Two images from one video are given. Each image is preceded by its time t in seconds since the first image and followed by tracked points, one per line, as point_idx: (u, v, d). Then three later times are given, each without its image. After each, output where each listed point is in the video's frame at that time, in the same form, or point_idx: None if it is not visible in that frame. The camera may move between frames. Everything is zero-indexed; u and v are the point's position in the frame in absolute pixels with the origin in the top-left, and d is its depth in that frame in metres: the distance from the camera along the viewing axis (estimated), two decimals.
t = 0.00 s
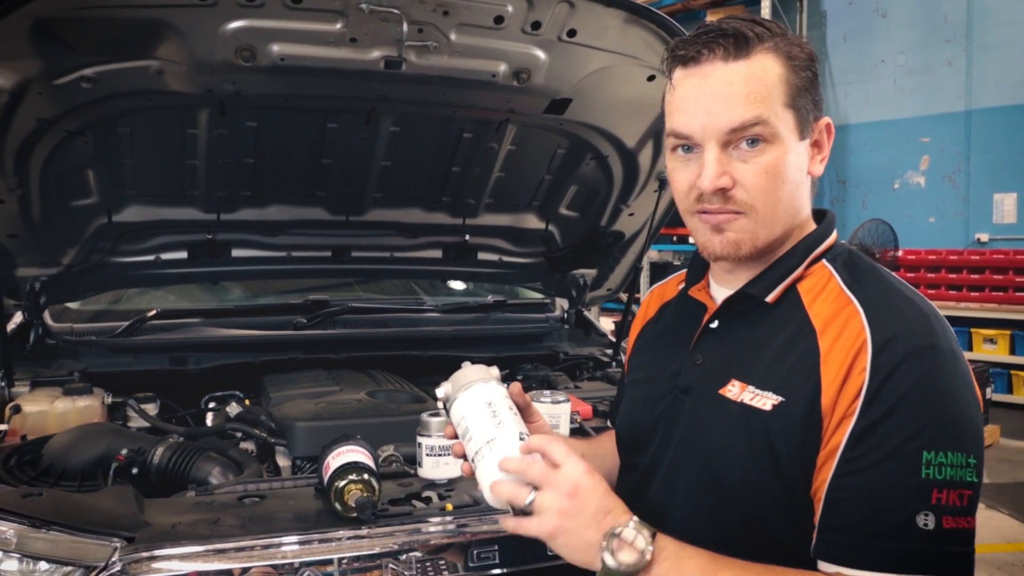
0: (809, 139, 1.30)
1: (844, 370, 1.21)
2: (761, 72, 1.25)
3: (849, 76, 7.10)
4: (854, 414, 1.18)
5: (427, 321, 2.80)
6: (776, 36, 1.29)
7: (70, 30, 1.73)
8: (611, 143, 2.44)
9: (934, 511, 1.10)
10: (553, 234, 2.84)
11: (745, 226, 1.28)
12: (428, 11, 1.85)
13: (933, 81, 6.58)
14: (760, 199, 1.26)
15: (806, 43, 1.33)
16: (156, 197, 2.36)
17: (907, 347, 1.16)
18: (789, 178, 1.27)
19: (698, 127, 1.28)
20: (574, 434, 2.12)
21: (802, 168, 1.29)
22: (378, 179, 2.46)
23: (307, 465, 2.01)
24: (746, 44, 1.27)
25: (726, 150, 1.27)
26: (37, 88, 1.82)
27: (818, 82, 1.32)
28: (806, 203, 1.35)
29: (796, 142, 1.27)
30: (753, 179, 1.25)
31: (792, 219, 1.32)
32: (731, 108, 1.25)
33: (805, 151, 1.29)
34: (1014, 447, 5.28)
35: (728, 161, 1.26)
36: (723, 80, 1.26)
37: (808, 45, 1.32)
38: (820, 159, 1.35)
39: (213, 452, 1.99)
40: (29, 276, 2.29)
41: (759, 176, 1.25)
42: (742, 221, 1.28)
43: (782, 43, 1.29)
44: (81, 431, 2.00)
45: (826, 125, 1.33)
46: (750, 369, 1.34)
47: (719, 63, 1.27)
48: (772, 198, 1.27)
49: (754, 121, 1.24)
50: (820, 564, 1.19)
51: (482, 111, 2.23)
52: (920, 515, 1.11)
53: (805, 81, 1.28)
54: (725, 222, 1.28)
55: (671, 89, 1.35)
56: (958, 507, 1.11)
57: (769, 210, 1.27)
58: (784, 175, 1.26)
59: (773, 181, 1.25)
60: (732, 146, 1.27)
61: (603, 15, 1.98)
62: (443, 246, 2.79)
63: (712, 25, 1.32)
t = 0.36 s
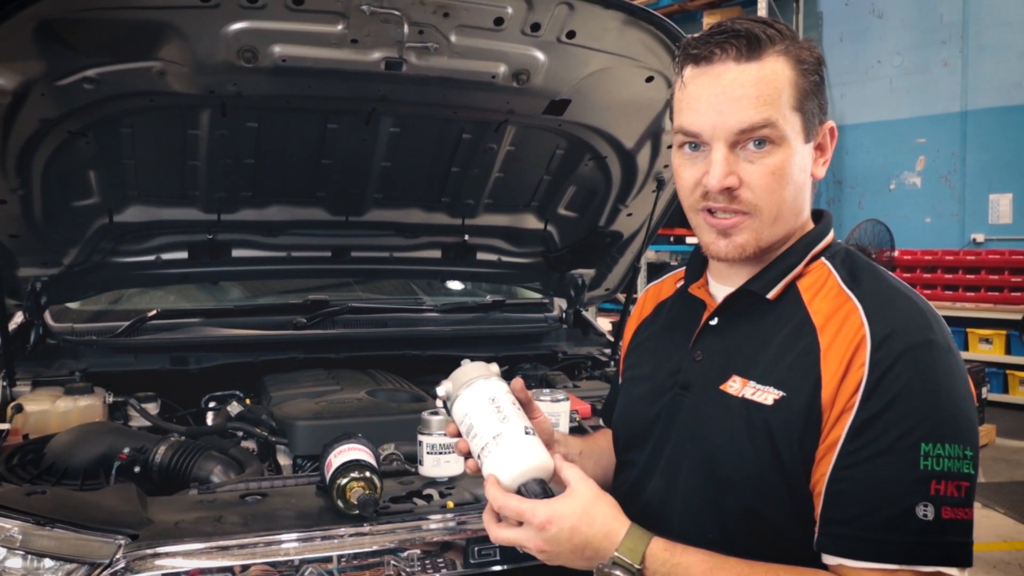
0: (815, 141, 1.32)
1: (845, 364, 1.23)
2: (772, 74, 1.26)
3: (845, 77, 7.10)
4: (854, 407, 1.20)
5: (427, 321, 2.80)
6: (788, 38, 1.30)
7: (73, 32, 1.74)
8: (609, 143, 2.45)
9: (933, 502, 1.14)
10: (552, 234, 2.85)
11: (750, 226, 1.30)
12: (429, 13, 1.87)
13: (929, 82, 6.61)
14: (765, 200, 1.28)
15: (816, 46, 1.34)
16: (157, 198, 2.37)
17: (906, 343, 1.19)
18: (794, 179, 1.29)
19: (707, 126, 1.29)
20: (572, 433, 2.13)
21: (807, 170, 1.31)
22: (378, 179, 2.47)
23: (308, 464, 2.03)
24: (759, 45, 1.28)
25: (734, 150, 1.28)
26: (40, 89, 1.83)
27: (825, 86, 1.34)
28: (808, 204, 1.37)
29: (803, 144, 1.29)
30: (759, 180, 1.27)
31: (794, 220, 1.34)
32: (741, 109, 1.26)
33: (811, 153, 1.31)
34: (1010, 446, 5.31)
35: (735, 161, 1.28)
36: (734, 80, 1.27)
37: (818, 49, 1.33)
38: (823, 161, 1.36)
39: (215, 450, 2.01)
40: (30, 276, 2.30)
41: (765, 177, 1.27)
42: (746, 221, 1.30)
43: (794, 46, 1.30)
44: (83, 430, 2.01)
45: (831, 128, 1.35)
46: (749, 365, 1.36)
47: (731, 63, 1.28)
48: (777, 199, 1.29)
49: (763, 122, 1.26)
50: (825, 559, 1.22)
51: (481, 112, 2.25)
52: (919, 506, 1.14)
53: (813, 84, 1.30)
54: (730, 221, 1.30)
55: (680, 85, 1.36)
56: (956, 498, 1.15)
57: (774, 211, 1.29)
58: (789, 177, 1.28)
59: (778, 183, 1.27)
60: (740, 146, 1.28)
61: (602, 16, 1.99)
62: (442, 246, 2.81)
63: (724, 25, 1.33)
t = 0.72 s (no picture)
0: (806, 147, 1.33)
1: (839, 364, 1.25)
2: (761, 81, 1.28)
3: (841, 78, 7.14)
4: (848, 408, 1.23)
5: (424, 321, 2.82)
6: (782, 45, 1.32)
7: (72, 36, 1.76)
8: (604, 145, 2.47)
9: (925, 500, 1.17)
10: (548, 235, 2.86)
11: (736, 229, 1.32)
12: (425, 17, 1.89)
13: (924, 83, 6.64)
14: (751, 205, 1.30)
15: (813, 53, 1.35)
16: (156, 200, 2.38)
17: (899, 344, 1.22)
18: (782, 184, 1.30)
19: (696, 130, 1.31)
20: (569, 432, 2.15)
21: (797, 176, 1.32)
22: (376, 181, 2.48)
23: (306, 464, 2.04)
24: (751, 52, 1.30)
25: (723, 154, 1.30)
26: (40, 92, 1.85)
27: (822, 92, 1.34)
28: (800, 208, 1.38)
29: (792, 150, 1.31)
30: (746, 184, 1.29)
31: (784, 224, 1.36)
32: (729, 115, 1.28)
33: (801, 159, 1.32)
34: (1005, 446, 5.33)
35: (722, 165, 1.30)
36: (724, 86, 1.29)
37: (813, 56, 1.34)
38: (817, 167, 1.37)
39: (213, 451, 2.02)
40: (30, 277, 2.31)
41: (751, 182, 1.29)
42: (733, 224, 1.32)
43: (787, 53, 1.31)
44: (82, 431, 2.02)
45: (825, 134, 1.36)
46: (745, 364, 1.37)
47: (721, 70, 1.30)
48: (764, 203, 1.30)
49: (750, 128, 1.27)
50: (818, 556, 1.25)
51: (478, 114, 2.27)
52: (912, 504, 1.17)
53: (806, 91, 1.30)
54: (717, 224, 1.33)
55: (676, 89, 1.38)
56: (947, 496, 1.18)
57: (760, 216, 1.31)
58: (777, 183, 1.30)
59: (765, 188, 1.29)
60: (728, 151, 1.30)
61: (597, 19, 2.01)
62: (439, 247, 2.83)
63: (719, 31, 1.35)
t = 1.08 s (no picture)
0: (783, 158, 1.32)
1: (844, 369, 1.26)
2: (722, 99, 1.29)
3: (838, 80, 7.15)
4: (855, 412, 1.23)
5: (422, 323, 2.82)
6: (749, 61, 1.33)
7: (72, 38, 1.76)
8: (602, 147, 2.47)
9: (935, 503, 1.17)
10: (546, 236, 2.87)
11: (709, 239, 1.35)
12: (423, 19, 1.89)
13: (921, 85, 6.66)
14: (720, 217, 1.32)
15: (789, 65, 1.34)
16: (154, 201, 2.39)
17: (902, 348, 1.22)
18: (752, 197, 1.31)
19: (663, 147, 1.35)
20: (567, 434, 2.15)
21: (771, 188, 1.32)
22: (374, 183, 2.49)
23: (304, 465, 2.04)
24: (714, 71, 1.32)
25: (689, 170, 1.33)
26: (39, 94, 1.85)
27: (800, 102, 1.33)
28: (784, 216, 1.38)
29: (762, 163, 1.31)
30: (711, 199, 1.31)
31: (764, 232, 1.36)
32: (692, 132, 1.30)
33: (776, 170, 1.32)
34: (1002, 448, 5.35)
35: (690, 180, 1.33)
36: (687, 105, 1.32)
37: (787, 67, 1.33)
38: (803, 175, 1.35)
39: (212, 452, 2.02)
40: (28, 278, 2.32)
41: (716, 197, 1.31)
42: (705, 235, 1.35)
43: (753, 68, 1.32)
44: (81, 432, 2.02)
45: (809, 141, 1.33)
46: (747, 366, 1.38)
47: (685, 89, 1.33)
48: (733, 216, 1.32)
49: (712, 145, 1.29)
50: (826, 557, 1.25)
51: (477, 116, 2.27)
52: (922, 507, 1.17)
53: (774, 105, 1.30)
54: (691, 235, 1.36)
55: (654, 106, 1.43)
56: (956, 498, 1.19)
57: (731, 227, 1.33)
58: (745, 196, 1.31)
59: (732, 201, 1.31)
60: (694, 167, 1.32)
61: (594, 22, 2.02)
62: (438, 248, 2.83)
63: (691, 49, 1.37)
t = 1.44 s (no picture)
0: (787, 163, 1.31)
1: (840, 371, 1.26)
2: (724, 105, 1.29)
3: (838, 83, 7.16)
4: (845, 414, 1.23)
5: (422, 326, 2.81)
6: (750, 67, 1.32)
7: (71, 42, 1.76)
8: (602, 151, 2.47)
9: (913, 509, 1.17)
10: (546, 240, 2.87)
11: (714, 246, 1.34)
12: (423, 23, 1.90)
13: (920, 88, 6.67)
14: (724, 223, 1.31)
15: (792, 70, 1.33)
16: (153, 204, 2.38)
17: (900, 353, 1.22)
18: (757, 203, 1.30)
19: (667, 155, 1.34)
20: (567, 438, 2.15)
21: (776, 193, 1.31)
22: (374, 186, 2.49)
23: (303, 469, 2.04)
24: (714, 78, 1.31)
25: (693, 177, 1.32)
26: (39, 98, 1.85)
27: (803, 107, 1.32)
28: (788, 222, 1.36)
29: (766, 168, 1.30)
30: (715, 205, 1.30)
31: (768, 238, 1.35)
32: (695, 139, 1.30)
33: (779, 176, 1.31)
34: (1002, 450, 5.34)
35: (694, 187, 1.32)
36: (689, 113, 1.31)
37: (788, 72, 1.33)
38: (808, 180, 1.34)
39: (211, 456, 2.02)
40: (28, 282, 2.32)
41: (720, 203, 1.30)
42: (710, 242, 1.34)
43: (754, 74, 1.31)
44: (80, 436, 2.02)
45: (812, 146, 1.33)
46: (749, 370, 1.38)
47: (688, 97, 1.33)
48: (738, 222, 1.31)
49: (715, 152, 1.28)
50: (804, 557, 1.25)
51: (477, 120, 2.27)
52: (899, 512, 1.17)
53: (775, 110, 1.29)
54: (695, 241, 1.35)
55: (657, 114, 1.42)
56: (937, 507, 1.18)
57: (735, 233, 1.32)
58: (749, 201, 1.30)
59: (736, 207, 1.30)
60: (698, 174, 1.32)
61: (594, 26, 2.01)
62: (437, 252, 2.83)
63: (692, 57, 1.37)
